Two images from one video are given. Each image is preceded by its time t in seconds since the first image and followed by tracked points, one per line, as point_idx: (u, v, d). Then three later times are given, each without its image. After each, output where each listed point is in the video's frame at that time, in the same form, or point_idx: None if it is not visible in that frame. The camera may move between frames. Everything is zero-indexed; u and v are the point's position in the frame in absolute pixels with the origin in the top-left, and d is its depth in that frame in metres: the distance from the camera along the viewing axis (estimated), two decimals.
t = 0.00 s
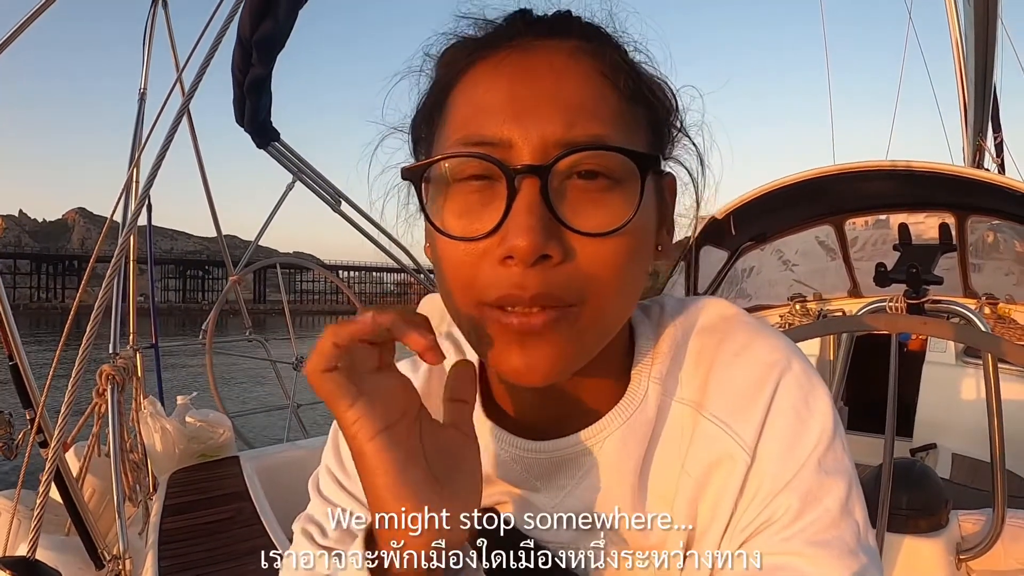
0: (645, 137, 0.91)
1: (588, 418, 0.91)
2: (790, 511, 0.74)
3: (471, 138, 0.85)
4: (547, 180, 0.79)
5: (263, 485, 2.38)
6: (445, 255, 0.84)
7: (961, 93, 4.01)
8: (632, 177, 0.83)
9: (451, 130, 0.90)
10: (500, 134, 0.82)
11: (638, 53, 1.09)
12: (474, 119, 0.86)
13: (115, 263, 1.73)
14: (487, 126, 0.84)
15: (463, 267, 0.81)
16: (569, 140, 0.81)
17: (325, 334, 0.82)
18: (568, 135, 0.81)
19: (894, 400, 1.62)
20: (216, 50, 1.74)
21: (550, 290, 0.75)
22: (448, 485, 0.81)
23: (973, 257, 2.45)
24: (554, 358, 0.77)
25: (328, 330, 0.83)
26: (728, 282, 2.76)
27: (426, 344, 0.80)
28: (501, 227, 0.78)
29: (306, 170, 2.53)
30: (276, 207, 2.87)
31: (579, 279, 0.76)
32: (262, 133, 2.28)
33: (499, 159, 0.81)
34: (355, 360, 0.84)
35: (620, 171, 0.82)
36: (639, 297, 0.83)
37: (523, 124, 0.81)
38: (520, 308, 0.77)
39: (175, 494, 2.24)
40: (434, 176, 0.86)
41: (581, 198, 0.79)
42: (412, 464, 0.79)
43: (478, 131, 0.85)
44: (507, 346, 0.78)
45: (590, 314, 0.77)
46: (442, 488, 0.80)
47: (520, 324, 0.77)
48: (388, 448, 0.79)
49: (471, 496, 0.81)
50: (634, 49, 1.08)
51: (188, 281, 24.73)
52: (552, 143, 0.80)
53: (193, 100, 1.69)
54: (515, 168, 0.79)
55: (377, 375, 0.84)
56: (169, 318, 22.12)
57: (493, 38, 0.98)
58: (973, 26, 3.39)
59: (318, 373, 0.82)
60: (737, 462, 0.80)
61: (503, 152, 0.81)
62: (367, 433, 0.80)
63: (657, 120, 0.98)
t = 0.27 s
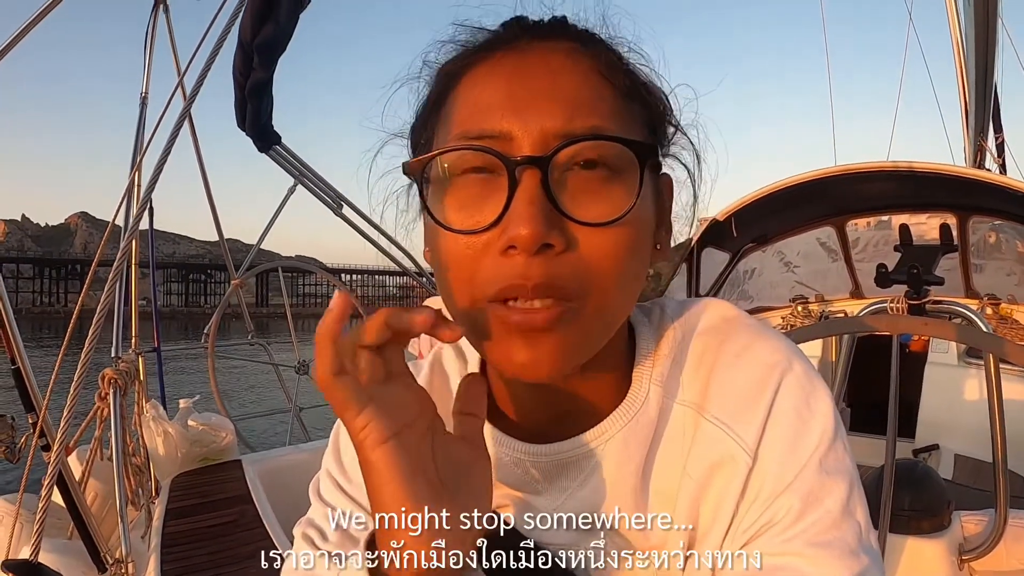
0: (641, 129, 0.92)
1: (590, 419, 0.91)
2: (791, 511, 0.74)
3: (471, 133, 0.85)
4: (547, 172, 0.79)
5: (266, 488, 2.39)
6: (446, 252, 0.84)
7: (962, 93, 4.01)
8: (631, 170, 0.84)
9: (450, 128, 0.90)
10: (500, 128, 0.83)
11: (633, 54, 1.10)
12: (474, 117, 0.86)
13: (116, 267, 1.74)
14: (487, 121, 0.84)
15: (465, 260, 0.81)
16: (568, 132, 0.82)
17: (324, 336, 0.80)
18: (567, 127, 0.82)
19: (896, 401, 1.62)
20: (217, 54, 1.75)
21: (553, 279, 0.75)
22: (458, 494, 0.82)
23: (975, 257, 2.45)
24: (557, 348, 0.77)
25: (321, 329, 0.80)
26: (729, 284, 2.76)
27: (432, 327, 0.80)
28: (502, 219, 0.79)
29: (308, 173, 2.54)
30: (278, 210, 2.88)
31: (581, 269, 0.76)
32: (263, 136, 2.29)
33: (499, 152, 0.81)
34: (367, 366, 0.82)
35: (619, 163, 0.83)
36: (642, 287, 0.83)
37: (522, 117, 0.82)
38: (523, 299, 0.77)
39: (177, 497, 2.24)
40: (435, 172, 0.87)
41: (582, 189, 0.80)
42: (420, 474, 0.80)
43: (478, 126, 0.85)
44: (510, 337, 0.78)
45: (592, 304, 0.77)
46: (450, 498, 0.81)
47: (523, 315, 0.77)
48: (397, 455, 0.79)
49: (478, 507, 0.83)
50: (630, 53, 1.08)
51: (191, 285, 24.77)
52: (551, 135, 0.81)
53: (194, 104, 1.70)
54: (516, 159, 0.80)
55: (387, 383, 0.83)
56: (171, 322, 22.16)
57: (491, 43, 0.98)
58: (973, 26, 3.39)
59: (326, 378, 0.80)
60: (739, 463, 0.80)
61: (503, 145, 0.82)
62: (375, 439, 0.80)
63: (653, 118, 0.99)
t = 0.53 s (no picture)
0: (650, 135, 0.92)
1: (589, 420, 0.92)
2: (792, 511, 0.74)
3: (483, 140, 0.85)
4: (561, 182, 0.79)
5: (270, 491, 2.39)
6: (454, 258, 0.84)
7: (962, 90, 4.00)
8: (643, 179, 0.84)
9: (460, 132, 0.89)
10: (514, 136, 0.82)
11: (642, 58, 1.10)
12: (485, 122, 0.86)
13: (118, 271, 1.74)
14: (500, 128, 0.84)
15: (475, 268, 0.81)
16: (580, 142, 0.81)
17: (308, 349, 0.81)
18: (581, 137, 0.82)
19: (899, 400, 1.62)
20: (217, 58, 1.75)
21: (566, 290, 0.76)
22: (455, 488, 0.82)
23: (977, 254, 2.44)
24: (569, 358, 0.78)
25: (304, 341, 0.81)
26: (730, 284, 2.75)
27: (420, 325, 0.84)
28: (515, 228, 0.79)
29: (309, 177, 2.54)
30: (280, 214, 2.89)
31: (593, 280, 0.77)
32: (264, 140, 2.30)
33: (512, 160, 0.81)
34: (355, 368, 0.84)
35: (631, 173, 0.83)
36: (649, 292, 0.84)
37: (537, 125, 0.81)
38: (535, 309, 0.77)
39: (181, 501, 2.24)
40: (444, 178, 0.86)
41: (594, 198, 0.80)
42: (414, 467, 0.80)
43: (489, 133, 0.85)
44: (521, 347, 0.79)
45: (604, 313, 0.78)
46: (445, 494, 0.80)
47: (535, 323, 0.77)
48: (388, 457, 0.80)
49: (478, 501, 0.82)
50: (638, 54, 1.09)
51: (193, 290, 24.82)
52: (565, 145, 0.81)
53: (194, 109, 1.70)
54: (530, 169, 0.80)
55: (378, 383, 0.85)
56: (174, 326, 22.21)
57: (499, 40, 0.98)
58: (973, 23, 3.38)
59: (315, 386, 0.82)
60: (739, 463, 0.80)
61: (516, 153, 0.82)
62: (366, 443, 0.80)
63: (661, 123, 0.99)
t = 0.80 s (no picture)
0: (631, 123, 0.92)
1: (588, 420, 0.91)
2: (794, 513, 0.74)
3: (456, 135, 0.87)
4: (529, 167, 0.80)
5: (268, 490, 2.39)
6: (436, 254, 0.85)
7: (963, 94, 4.00)
8: (615, 161, 0.84)
9: (439, 133, 0.92)
10: (484, 129, 0.84)
11: (617, 49, 1.09)
12: (459, 119, 0.88)
13: (118, 268, 1.73)
14: (471, 123, 0.86)
15: (454, 260, 0.82)
16: (548, 129, 0.82)
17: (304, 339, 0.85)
18: (547, 123, 0.82)
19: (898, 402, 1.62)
20: (218, 56, 1.75)
21: (542, 272, 0.75)
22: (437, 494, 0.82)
23: (977, 258, 2.44)
24: (548, 345, 0.76)
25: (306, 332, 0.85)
26: (730, 285, 2.76)
27: (420, 327, 0.82)
28: (487, 217, 0.79)
29: (309, 175, 2.54)
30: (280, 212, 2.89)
31: (570, 262, 0.76)
32: (264, 138, 2.30)
33: (479, 151, 0.83)
34: (347, 368, 0.85)
35: (603, 155, 0.83)
36: (639, 280, 0.83)
37: (505, 117, 0.83)
38: (511, 295, 0.77)
39: (179, 499, 2.24)
40: (424, 177, 0.89)
41: (565, 181, 0.80)
42: (396, 475, 0.81)
43: (462, 129, 0.86)
44: (498, 333, 0.78)
45: (587, 300, 0.76)
46: (429, 500, 0.81)
47: (514, 310, 0.77)
48: (370, 462, 0.81)
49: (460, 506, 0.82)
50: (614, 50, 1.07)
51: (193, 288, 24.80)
52: (531, 132, 0.81)
53: (194, 107, 1.70)
54: (497, 157, 0.81)
55: (368, 386, 0.85)
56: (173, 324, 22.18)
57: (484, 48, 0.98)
58: (974, 27, 3.39)
59: (305, 381, 0.84)
60: (741, 465, 0.80)
61: (484, 145, 0.83)
62: (349, 446, 0.81)
63: (642, 114, 0.98)
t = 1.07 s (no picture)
0: (630, 132, 0.93)
1: (589, 421, 0.92)
2: (792, 511, 0.75)
3: (460, 146, 0.86)
4: (534, 181, 0.80)
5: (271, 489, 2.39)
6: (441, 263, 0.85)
7: (971, 100, 3.99)
8: (618, 173, 0.84)
9: (441, 142, 0.92)
10: (489, 140, 0.83)
11: (617, 53, 1.09)
12: (461, 129, 0.87)
13: (126, 265, 1.75)
14: (475, 134, 0.85)
15: (459, 272, 0.82)
16: (551, 142, 0.82)
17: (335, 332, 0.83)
18: (551, 136, 0.82)
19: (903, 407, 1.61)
20: (227, 56, 1.76)
21: (547, 286, 0.76)
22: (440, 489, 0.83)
23: (983, 265, 2.44)
24: (552, 357, 0.78)
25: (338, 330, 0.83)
26: (735, 290, 2.75)
27: (432, 335, 0.82)
28: (493, 230, 0.79)
29: (316, 175, 2.55)
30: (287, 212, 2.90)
31: (575, 275, 0.77)
32: (272, 138, 2.31)
33: (484, 164, 0.82)
34: (363, 357, 0.84)
35: (607, 168, 0.83)
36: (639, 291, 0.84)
37: (509, 128, 0.83)
38: (517, 308, 0.78)
39: (183, 497, 2.25)
40: (428, 185, 0.88)
41: (572, 196, 0.80)
42: (404, 466, 0.81)
43: (466, 139, 0.86)
44: (504, 345, 0.79)
45: (590, 312, 0.77)
46: (434, 496, 0.81)
47: (520, 322, 0.78)
48: (380, 451, 0.81)
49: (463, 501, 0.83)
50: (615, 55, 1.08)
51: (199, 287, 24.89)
52: (536, 145, 0.81)
53: (203, 107, 1.71)
54: (502, 171, 0.80)
55: (383, 377, 0.85)
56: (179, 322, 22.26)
57: (483, 51, 0.99)
58: (982, 34, 3.38)
59: (325, 367, 0.83)
60: (739, 464, 0.80)
61: (489, 158, 0.83)
62: (359, 433, 0.81)
63: (643, 122, 0.99)
